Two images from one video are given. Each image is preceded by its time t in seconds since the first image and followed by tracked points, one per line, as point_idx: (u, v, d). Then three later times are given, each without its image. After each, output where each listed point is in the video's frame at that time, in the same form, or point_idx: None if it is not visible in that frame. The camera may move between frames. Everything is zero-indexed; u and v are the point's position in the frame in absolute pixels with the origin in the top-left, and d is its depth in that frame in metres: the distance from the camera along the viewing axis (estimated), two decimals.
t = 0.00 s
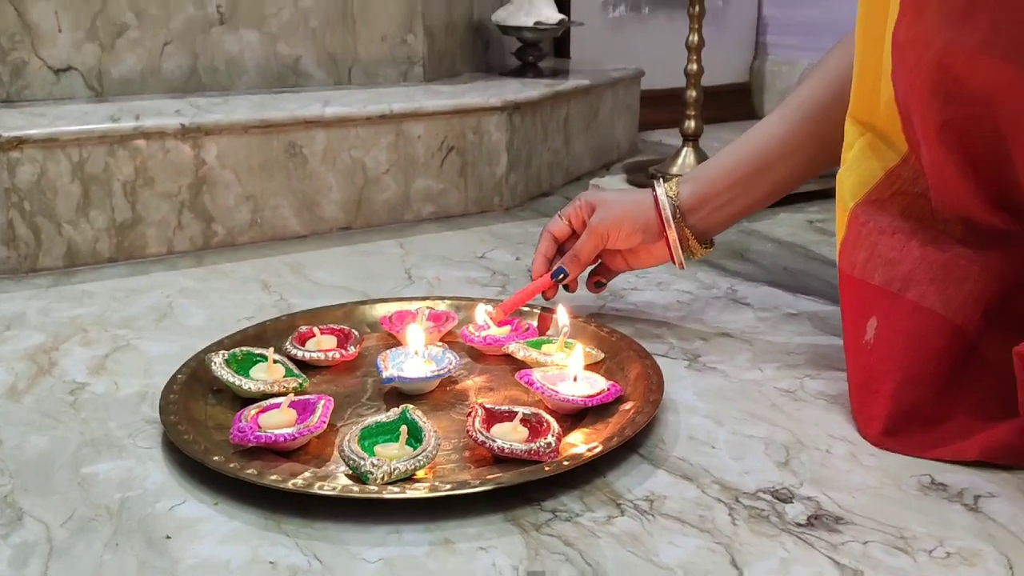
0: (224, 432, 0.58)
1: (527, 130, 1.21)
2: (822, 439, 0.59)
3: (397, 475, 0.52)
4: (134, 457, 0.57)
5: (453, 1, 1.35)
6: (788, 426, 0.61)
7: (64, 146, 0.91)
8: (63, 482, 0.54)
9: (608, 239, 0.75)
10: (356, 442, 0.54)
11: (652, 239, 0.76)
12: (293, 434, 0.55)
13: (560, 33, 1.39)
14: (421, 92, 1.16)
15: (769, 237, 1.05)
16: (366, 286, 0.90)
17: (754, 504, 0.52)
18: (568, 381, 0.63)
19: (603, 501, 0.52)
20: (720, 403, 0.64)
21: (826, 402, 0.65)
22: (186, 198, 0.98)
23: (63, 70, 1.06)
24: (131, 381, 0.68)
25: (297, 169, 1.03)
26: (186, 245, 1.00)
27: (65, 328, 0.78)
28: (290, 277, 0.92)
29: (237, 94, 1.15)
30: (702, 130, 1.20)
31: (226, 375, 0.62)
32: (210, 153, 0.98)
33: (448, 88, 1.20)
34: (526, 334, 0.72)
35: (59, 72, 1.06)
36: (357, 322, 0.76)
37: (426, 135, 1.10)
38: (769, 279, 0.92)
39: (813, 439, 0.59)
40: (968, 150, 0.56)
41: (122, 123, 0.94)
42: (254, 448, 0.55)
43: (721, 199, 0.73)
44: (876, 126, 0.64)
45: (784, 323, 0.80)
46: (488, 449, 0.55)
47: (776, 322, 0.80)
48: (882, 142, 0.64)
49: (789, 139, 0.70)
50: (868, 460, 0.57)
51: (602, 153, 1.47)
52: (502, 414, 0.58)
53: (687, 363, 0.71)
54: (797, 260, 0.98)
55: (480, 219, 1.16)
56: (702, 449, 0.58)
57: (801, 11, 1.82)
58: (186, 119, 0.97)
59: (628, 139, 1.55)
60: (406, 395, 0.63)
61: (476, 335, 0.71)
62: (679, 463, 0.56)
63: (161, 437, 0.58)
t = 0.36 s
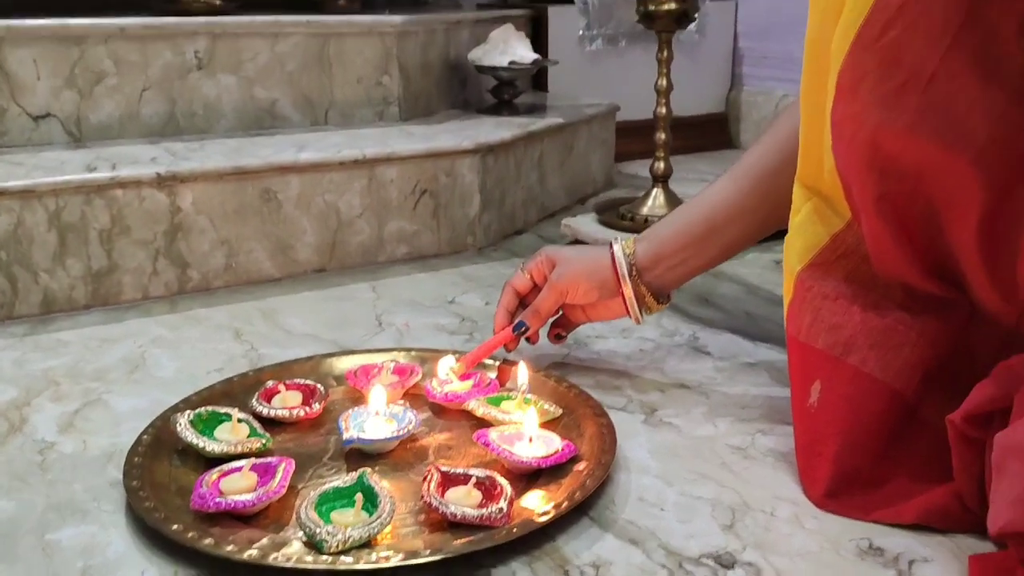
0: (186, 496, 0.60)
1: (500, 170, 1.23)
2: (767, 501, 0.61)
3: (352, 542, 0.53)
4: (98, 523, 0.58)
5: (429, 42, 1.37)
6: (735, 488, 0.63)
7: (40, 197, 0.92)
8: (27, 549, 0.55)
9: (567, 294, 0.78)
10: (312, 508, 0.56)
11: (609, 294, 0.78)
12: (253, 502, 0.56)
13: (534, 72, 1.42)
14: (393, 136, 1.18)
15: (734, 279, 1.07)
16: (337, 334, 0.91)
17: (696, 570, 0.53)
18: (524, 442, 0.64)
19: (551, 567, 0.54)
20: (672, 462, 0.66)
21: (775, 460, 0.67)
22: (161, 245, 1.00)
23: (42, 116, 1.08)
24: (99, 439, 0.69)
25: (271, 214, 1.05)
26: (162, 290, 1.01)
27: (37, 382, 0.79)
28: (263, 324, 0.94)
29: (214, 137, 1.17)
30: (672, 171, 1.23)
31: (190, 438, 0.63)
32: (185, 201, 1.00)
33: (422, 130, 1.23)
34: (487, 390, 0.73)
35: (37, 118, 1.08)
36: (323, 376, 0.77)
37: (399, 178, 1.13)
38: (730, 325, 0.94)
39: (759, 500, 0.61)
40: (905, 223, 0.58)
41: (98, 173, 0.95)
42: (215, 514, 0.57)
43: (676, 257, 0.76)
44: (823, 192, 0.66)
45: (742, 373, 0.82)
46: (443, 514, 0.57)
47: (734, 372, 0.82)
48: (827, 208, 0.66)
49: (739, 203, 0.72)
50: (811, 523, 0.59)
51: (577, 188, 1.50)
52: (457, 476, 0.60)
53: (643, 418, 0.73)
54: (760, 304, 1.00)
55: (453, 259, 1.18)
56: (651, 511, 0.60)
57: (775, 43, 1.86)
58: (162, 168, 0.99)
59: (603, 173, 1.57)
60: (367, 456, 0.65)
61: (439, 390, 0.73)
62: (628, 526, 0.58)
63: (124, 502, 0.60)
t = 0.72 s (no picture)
0: (170, 549, 0.62)
1: (490, 207, 1.26)
2: (734, 554, 0.63)
3: None
4: None
5: (421, 77, 1.40)
6: (705, 540, 0.65)
7: (35, 242, 0.94)
8: None
9: (545, 343, 0.81)
10: (290, 564, 0.58)
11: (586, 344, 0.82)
12: (233, 557, 0.58)
13: (525, 106, 1.44)
14: (385, 175, 1.21)
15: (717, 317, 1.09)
16: (325, 375, 0.93)
17: None
18: (500, 494, 0.66)
19: None
20: (645, 513, 0.68)
21: (745, 511, 0.68)
22: (154, 284, 1.02)
23: (39, 157, 1.10)
24: (89, 488, 0.71)
25: (263, 253, 1.07)
26: (155, 329, 1.03)
27: (30, 428, 0.81)
28: (253, 363, 0.96)
29: (209, 174, 1.19)
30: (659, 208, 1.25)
31: (175, 491, 0.65)
32: (178, 242, 1.02)
33: (413, 167, 1.25)
34: (468, 438, 0.75)
35: (35, 158, 1.10)
36: (308, 422, 0.79)
37: (389, 217, 1.15)
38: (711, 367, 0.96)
39: (727, 553, 0.63)
40: (866, 289, 0.60)
41: (92, 217, 0.97)
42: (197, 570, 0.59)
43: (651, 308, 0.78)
44: (793, 252, 0.68)
45: (719, 418, 0.84)
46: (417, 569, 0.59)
47: (712, 417, 0.84)
48: (797, 268, 0.68)
49: (706, 258, 0.74)
50: None
51: (568, 219, 1.52)
52: (433, 531, 0.62)
53: (619, 465, 0.75)
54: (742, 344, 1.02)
55: (443, 294, 1.20)
56: (621, 564, 0.62)
57: (766, 72, 1.88)
58: (155, 211, 1.01)
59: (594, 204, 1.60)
60: (348, 508, 0.67)
61: (420, 439, 0.75)
62: None
63: (111, 555, 0.62)
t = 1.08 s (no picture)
0: (176, 564, 0.65)
1: (493, 225, 1.29)
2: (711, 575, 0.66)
3: None
4: None
5: (428, 95, 1.43)
6: (686, 562, 0.68)
7: (53, 261, 0.98)
8: None
9: (540, 365, 0.84)
10: None
11: (579, 368, 0.84)
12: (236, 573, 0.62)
13: (530, 124, 1.47)
14: (391, 194, 1.24)
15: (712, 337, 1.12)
16: (329, 392, 0.96)
17: None
18: (490, 514, 0.69)
19: None
20: (630, 534, 0.71)
21: (727, 533, 0.71)
22: (167, 301, 1.05)
23: (57, 176, 1.14)
24: (100, 503, 0.75)
25: (271, 271, 1.11)
26: (167, 344, 1.06)
27: (46, 443, 0.85)
28: (259, 380, 0.99)
29: (221, 192, 1.23)
30: (658, 227, 1.27)
31: (182, 508, 0.69)
32: (189, 261, 1.05)
33: (419, 186, 1.28)
34: (462, 458, 0.78)
35: (53, 178, 1.13)
36: (310, 440, 0.83)
37: (394, 236, 1.18)
38: (703, 388, 0.99)
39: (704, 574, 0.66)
40: (840, 323, 0.63)
41: (107, 237, 1.01)
42: None
43: (641, 333, 0.81)
44: (774, 282, 0.71)
45: (708, 439, 0.87)
46: None
47: (701, 438, 0.87)
48: (778, 298, 0.70)
49: (696, 281, 0.77)
50: None
51: (571, 234, 1.55)
52: (425, 550, 0.65)
53: (608, 486, 0.78)
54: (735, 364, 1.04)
55: (447, 310, 1.23)
56: None
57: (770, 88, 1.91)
58: (167, 231, 1.04)
59: (597, 219, 1.63)
60: (346, 526, 0.70)
61: (417, 458, 0.78)
62: None
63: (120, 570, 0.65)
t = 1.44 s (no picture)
0: None
1: (497, 250, 1.33)
2: None
3: None
4: None
5: (437, 120, 1.47)
6: None
7: (75, 288, 1.03)
8: None
9: (534, 397, 0.88)
10: None
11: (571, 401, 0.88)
12: None
13: (536, 149, 1.51)
14: (399, 220, 1.28)
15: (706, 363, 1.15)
16: (334, 416, 1.01)
17: None
18: (481, 543, 0.73)
19: None
20: (615, 563, 0.75)
21: (708, 563, 0.75)
22: (182, 325, 1.10)
23: (80, 203, 1.19)
24: (117, 524, 0.79)
25: (282, 296, 1.15)
26: (182, 366, 1.11)
27: (67, 464, 0.89)
28: (269, 403, 1.04)
29: (236, 217, 1.27)
30: (657, 253, 1.31)
31: (192, 532, 0.73)
32: (204, 286, 1.10)
33: (426, 212, 1.33)
34: (458, 486, 0.82)
35: (76, 204, 1.18)
36: (314, 465, 0.87)
37: (401, 261, 1.22)
38: (695, 416, 1.02)
39: None
40: (814, 369, 0.67)
41: (127, 265, 1.06)
42: None
43: (630, 368, 0.84)
44: (756, 324, 0.74)
45: (696, 468, 0.90)
46: None
47: (689, 467, 0.90)
48: (759, 340, 0.73)
49: (680, 320, 0.80)
50: None
51: (575, 256, 1.59)
52: None
53: (597, 514, 0.82)
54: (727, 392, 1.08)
55: (451, 333, 1.27)
56: None
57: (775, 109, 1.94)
58: (184, 258, 1.09)
59: (602, 240, 1.67)
60: (345, 551, 0.74)
61: (414, 486, 0.82)
62: None
63: None
